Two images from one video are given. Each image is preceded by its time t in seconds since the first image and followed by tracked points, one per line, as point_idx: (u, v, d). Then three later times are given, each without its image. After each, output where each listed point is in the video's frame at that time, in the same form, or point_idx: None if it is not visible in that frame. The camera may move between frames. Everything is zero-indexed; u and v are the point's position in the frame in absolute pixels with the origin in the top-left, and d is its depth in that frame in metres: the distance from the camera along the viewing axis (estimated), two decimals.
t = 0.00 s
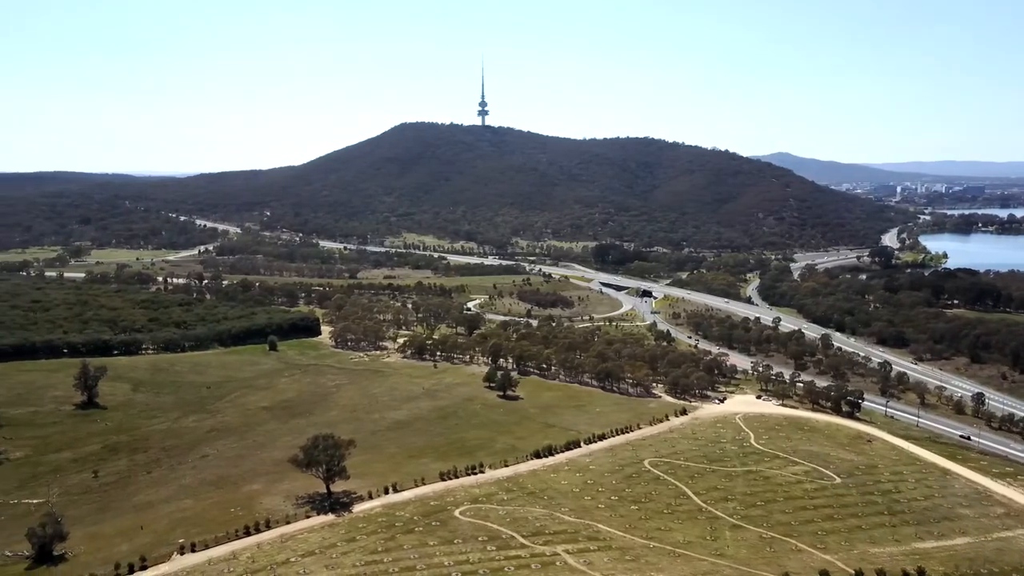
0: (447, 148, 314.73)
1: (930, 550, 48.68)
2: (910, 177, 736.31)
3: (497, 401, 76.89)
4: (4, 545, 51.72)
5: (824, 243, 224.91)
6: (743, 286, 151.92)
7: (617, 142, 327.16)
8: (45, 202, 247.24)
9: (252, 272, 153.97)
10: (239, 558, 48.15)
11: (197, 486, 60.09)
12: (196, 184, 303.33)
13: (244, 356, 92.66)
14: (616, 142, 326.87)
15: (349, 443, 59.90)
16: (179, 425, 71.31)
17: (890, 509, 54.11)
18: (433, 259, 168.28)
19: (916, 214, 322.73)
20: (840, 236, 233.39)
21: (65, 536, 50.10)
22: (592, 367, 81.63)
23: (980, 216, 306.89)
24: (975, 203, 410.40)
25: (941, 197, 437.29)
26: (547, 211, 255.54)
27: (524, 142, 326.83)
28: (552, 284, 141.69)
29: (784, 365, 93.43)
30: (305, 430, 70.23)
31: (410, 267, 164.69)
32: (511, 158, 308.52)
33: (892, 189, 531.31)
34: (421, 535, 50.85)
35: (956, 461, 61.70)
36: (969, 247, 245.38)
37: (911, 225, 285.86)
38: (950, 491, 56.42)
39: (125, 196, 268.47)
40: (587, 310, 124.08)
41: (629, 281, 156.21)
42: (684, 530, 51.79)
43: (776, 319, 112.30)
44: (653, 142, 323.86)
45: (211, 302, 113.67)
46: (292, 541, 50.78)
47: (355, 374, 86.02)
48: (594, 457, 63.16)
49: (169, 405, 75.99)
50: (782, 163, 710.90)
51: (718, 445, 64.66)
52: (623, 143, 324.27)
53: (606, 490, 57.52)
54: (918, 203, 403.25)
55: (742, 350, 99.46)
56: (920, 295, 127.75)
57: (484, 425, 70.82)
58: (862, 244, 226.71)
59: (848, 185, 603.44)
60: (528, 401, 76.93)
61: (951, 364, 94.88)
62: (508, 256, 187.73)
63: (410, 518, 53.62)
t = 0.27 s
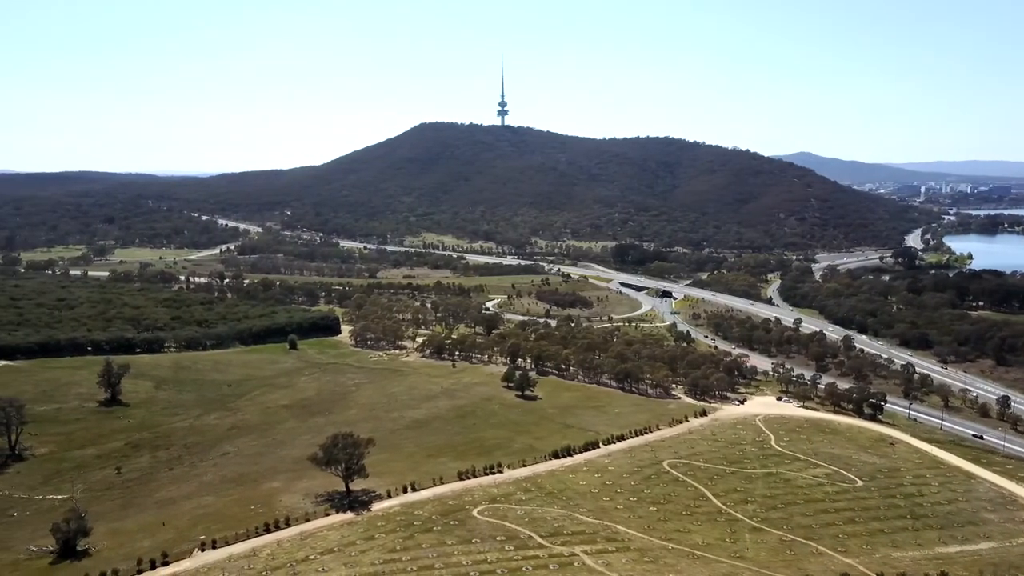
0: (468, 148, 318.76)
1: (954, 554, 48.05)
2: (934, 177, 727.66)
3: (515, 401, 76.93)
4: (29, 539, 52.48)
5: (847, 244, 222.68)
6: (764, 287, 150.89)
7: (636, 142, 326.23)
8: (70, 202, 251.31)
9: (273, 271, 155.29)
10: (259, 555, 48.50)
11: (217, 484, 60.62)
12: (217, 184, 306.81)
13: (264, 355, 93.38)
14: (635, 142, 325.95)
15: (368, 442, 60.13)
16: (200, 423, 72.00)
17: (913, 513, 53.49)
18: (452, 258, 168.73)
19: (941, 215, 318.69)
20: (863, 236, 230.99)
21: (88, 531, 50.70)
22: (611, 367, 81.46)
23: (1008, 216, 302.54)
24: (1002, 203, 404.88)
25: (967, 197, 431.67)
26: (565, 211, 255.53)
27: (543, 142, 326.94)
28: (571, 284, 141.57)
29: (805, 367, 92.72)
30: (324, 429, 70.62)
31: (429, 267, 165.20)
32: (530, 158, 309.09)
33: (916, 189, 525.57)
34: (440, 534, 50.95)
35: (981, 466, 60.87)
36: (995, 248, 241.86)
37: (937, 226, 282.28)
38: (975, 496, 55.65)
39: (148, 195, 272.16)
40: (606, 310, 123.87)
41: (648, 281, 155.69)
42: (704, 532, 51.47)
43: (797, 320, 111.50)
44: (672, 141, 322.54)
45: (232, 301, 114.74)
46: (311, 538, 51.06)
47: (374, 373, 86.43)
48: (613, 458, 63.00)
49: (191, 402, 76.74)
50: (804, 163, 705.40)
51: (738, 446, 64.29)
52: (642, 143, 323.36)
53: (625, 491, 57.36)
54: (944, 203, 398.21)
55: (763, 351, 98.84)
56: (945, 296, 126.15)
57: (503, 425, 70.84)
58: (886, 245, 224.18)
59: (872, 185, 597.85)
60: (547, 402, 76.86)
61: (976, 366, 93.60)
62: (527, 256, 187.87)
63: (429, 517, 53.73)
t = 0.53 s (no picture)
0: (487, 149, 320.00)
1: (978, 560, 47.39)
2: (958, 176, 718.63)
3: (534, 401, 76.90)
4: (54, 533, 53.16)
5: (870, 245, 220.39)
6: (785, 288, 149.83)
7: (655, 142, 325.23)
8: (95, 201, 255.03)
9: (295, 270, 156.56)
10: (279, 552, 48.80)
11: (238, 481, 61.12)
12: (239, 184, 310.18)
13: (284, 353, 94.03)
14: (655, 142, 324.94)
15: (387, 441, 60.29)
16: (221, 420, 72.65)
17: (936, 517, 52.86)
18: (471, 258, 169.18)
19: (967, 215, 314.42)
20: (886, 237, 228.47)
21: (111, 527, 51.24)
22: (630, 368, 81.25)
23: None
24: None
25: (995, 197, 425.75)
26: (586, 211, 255.52)
27: (561, 142, 326.76)
28: (589, 284, 141.40)
29: (827, 369, 91.96)
30: (344, 427, 70.98)
31: (448, 267, 165.66)
32: (549, 157, 309.62)
33: (941, 189, 519.52)
34: (458, 534, 50.99)
35: (1006, 470, 59.99)
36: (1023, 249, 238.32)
37: (963, 227, 278.51)
38: (1000, 500, 54.85)
39: (170, 195, 275.60)
40: (625, 310, 123.59)
41: (667, 281, 155.14)
42: (723, 534, 51.13)
43: (819, 321, 110.51)
44: (692, 141, 320.90)
45: (253, 299, 115.75)
46: (330, 536, 51.30)
47: (393, 372, 86.70)
48: (632, 458, 62.79)
49: (212, 400, 77.48)
50: (827, 163, 699.34)
51: (758, 448, 63.86)
52: (662, 143, 322.23)
53: (644, 492, 57.15)
54: (971, 203, 392.81)
55: (784, 352, 98.21)
56: (970, 298, 124.48)
57: (521, 425, 70.84)
58: (910, 246, 221.49)
59: (895, 185, 591.81)
60: (566, 402, 76.75)
61: (1002, 369, 92.30)
62: (546, 256, 188.06)
63: (447, 516, 53.80)
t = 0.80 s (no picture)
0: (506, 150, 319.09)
1: (1005, 566, 46.64)
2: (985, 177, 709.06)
3: (555, 401, 76.86)
4: (79, 528, 53.85)
5: (895, 246, 217.86)
6: (808, 289, 148.61)
7: (676, 142, 323.69)
8: (120, 201, 258.66)
9: (316, 269, 157.67)
10: (299, 550, 49.10)
11: (259, 478, 61.57)
12: (261, 184, 313.12)
13: (306, 352, 94.70)
14: (676, 142, 323.44)
15: (407, 440, 60.46)
16: (244, 418, 73.28)
17: (961, 522, 52.12)
18: (491, 258, 169.44)
19: (996, 216, 309.85)
20: (912, 238, 225.67)
21: (135, 523, 51.79)
22: (650, 369, 80.99)
23: None
24: None
25: None
26: (606, 211, 255.26)
27: (582, 142, 326.24)
28: (610, 284, 141.10)
29: (850, 371, 91.07)
30: (364, 426, 71.31)
31: (469, 266, 166.00)
32: (569, 157, 309.17)
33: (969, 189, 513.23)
34: (477, 533, 51.02)
35: None
36: None
37: (991, 228, 274.42)
38: None
39: (194, 194, 278.82)
40: (646, 310, 123.22)
41: (688, 282, 154.45)
42: (744, 537, 50.73)
43: (842, 323, 109.45)
44: (714, 141, 318.90)
45: (275, 298, 116.74)
46: (350, 534, 51.53)
47: (414, 371, 87.01)
48: (652, 460, 62.54)
49: (235, 398, 78.19)
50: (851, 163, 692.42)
51: (779, 450, 63.36)
52: (682, 143, 320.67)
53: (664, 494, 56.88)
54: (1001, 204, 386.96)
55: (806, 353, 97.45)
56: (998, 299, 122.60)
57: (541, 425, 70.78)
58: (935, 247, 218.72)
59: (921, 185, 585.45)
60: (586, 403, 76.63)
61: None
62: (567, 256, 187.92)
63: (467, 515, 53.84)
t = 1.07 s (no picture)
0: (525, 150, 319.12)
1: None
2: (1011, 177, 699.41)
3: (572, 402, 76.81)
4: (102, 523, 54.50)
5: (919, 247, 215.38)
6: (829, 290, 147.32)
7: (696, 142, 321.96)
8: (143, 200, 261.75)
9: (337, 269, 158.66)
10: (318, 547, 49.41)
11: (279, 476, 62.02)
12: (282, 184, 315.69)
13: (325, 351, 95.28)
14: (695, 142, 321.76)
15: (425, 439, 60.62)
16: (264, 417, 73.88)
17: (985, 526, 51.46)
18: (510, 258, 169.62)
19: None
20: (936, 239, 222.95)
21: (157, 519, 52.32)
22: (669, 370, 80.73)
23: None
24: None
25: None
26: (626, 211, 254.87)
27: (600, 142, 325.56)
28: (629, 284, 140.75)
29: (872, 373, 90.24)
30: (383, 425, 71.64)
31: (488, 266, 166.25)
32: (587, 157, 308.66)
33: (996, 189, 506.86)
34: (495, 533, 51.05)
35: None
36: None
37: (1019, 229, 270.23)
38: None
39: (215, 194, 281.56)
40: (665, 311, 122.81)
41: (707, 282, 153.72)
42: (763, 539, 50.34)
43: (864, 324, 108.44)
44: (734, 141, 317.01)
45: (296, 298, 117.59)
46: (369, 533, 51.74)
47: (432, 371, 87.28)
48: (671, 461, 62.29)
49: (255, 396, 78.88)
50: (875, 163, 685.54)
51: (800, 452, 62.89)
52: (702, 143, 319.08)
53: (683, 495, 56.60)
54: None
55: (827, 355, 96.69)
56: None
57: (560, 425, 70.75)
58: (960, 249, 215.98)
59: (946, 185, 579.46)
60: (604, 403, 76.56)
61: None
62: (586, 256, 187.67)
63: (485, 515, 53.87)
